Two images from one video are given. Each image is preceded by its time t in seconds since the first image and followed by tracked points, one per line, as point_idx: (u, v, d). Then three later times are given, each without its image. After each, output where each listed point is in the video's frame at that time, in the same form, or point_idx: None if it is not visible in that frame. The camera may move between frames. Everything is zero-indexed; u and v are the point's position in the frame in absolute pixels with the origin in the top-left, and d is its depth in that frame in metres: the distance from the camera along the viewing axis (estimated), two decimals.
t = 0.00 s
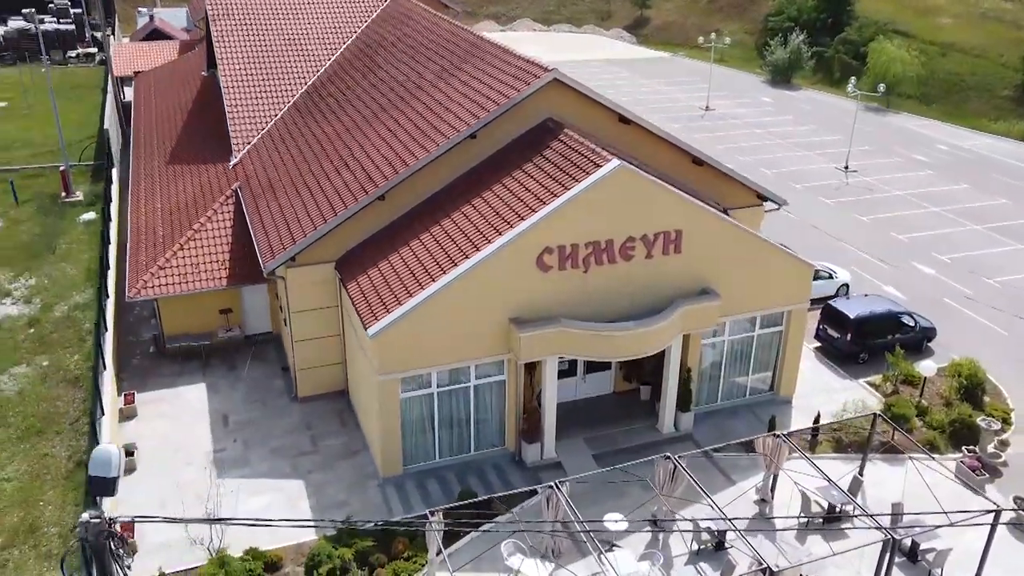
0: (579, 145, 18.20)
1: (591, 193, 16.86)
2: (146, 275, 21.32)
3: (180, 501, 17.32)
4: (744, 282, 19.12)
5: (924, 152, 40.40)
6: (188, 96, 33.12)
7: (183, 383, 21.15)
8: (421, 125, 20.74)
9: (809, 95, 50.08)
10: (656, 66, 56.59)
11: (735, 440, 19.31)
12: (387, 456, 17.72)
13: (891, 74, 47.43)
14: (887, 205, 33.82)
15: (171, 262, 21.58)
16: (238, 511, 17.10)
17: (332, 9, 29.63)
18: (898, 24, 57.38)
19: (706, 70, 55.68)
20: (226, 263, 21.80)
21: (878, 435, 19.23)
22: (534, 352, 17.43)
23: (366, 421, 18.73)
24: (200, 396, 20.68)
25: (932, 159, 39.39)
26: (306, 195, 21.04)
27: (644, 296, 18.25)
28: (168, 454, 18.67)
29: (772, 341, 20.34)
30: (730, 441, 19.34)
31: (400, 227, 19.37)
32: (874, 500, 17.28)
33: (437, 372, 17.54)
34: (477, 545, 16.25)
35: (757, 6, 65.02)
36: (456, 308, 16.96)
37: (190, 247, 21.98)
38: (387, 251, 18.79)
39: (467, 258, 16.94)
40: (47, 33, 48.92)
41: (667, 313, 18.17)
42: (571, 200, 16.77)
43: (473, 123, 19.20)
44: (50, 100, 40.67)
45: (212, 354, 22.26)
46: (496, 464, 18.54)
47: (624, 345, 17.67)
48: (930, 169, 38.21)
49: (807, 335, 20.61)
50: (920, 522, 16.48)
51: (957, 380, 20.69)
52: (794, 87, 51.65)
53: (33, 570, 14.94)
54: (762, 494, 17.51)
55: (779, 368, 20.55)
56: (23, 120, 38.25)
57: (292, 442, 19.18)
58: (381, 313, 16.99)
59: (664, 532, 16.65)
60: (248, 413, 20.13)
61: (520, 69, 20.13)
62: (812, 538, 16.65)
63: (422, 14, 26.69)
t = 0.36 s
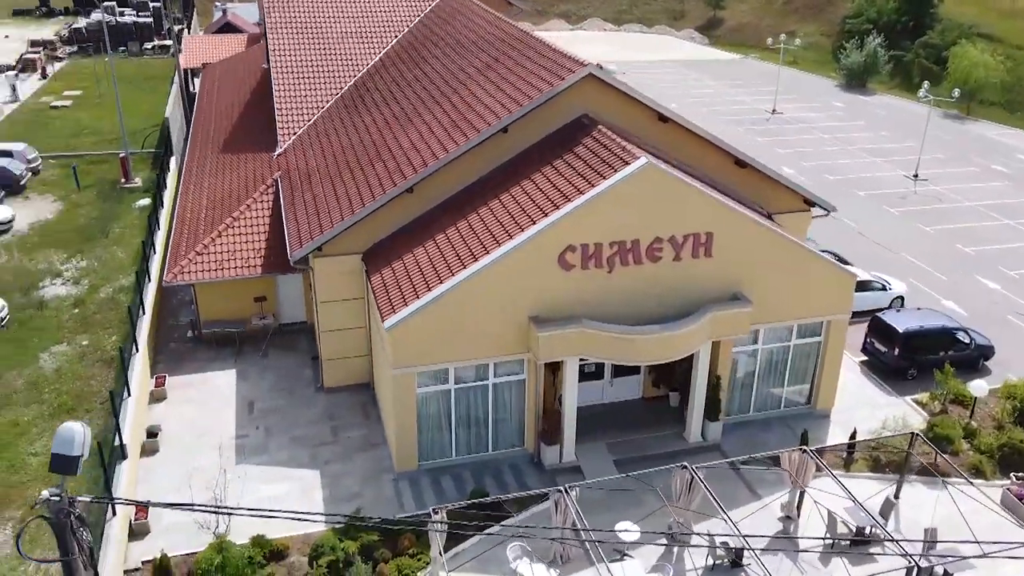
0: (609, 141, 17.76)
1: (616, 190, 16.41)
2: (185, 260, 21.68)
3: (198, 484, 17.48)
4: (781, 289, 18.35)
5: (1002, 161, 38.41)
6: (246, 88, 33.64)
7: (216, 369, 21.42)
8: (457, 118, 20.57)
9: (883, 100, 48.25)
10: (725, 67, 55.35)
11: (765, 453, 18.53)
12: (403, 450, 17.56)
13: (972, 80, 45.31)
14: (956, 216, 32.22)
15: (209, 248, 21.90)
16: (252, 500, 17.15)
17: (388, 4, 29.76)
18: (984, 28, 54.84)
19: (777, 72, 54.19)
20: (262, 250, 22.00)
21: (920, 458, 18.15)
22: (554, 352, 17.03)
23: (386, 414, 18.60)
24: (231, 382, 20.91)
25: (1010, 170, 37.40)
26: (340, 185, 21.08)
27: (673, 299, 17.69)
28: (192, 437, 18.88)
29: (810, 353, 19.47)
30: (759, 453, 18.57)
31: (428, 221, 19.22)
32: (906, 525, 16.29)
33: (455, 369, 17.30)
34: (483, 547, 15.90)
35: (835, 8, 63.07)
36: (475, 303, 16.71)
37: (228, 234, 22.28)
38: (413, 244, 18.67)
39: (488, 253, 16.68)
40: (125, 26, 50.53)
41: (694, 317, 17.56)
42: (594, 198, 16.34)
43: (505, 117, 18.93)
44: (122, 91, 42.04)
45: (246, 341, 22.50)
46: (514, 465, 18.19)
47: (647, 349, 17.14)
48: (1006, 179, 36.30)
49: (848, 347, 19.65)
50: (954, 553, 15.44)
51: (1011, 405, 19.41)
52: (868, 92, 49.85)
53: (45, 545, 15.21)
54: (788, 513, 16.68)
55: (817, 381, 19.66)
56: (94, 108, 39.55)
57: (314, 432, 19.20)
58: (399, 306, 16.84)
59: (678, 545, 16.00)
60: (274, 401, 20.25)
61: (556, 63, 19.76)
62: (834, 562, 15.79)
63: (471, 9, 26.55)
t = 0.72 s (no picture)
0: (629, 137, 17.28)
1: (630, 186, 15.95)
2: (210, 247, 21.90)
3: (204, 468, 17.57)
4: (805, 294, 17.59)
5: None
6: (290, 80, 33.94)
7: (235, 356, 21.56)
8: (481, 111, 20.31)
9: (948, 104, 46.42)
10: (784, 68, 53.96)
11: (781, 463, 17.83)
12: (408, 444, 17.37)
13: None
14: (1015, 225, 30.69)
15: (235, 236, 22.09)
16: (255, 487, 17.11)
17: None
18: None
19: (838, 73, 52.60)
20: (287, 239, 22.08)
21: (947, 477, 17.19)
22: (563, 351, 16.63)
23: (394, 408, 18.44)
24: (249, 369, 21.02)
25: None
26: (363, 176, 21.01)
27: (689, 301, 17.11)
28: (204, 422, 19.01)
29: (837, 362, 18.65)
30: (775, 463, 17.87)
31: (445, 213, 18.99)
32: (926, 547, 15.40)
33: (462, 364, 17.02)
34: (478, 547, 15.55)
35: (905, 9, 60.99)
36: (483, 297, 16.40)
37: (255, 222, 22.43)
38: (428, 236, 18.46)
39: (497, 247, 16.36)
40: (187, 19, 51.68)
41: (710, 320, 16.95)
42: (607, 194, 15.91)
43: (526, 110, 18.59)
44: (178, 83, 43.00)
45: (269, 329, 22.61)
46: (521, 464, 17.82)
47: (658, 350, 16.60)
48: None
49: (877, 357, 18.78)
50: None
51: None
52: (933, 96, 48.01)
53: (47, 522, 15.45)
54: (800, 526, 15.96)
55: (843, 392, 18.83)
56: (149, 98, 40.49)
57: (324, 422, 19.14)
58: (406, 298, 16.63)
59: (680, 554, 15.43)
60: (289, 389, 20.27)
61: (582, 57, 19.34)
62: None
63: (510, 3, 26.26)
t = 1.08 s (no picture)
0: (637, 130, 16.81)
1: (633, 179, 15.49)
2: (225, 235, 21.99)
3: (202, 454, 17.56)
4: (817, 297, 16.90)
5: None
6: (322, 74, 34.09)
7: (245, 344, 21.59)
8: (494, 102, 19.99)
9: (1003, 108, 44.72)
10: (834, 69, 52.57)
11: (788, 471, 17.20)
12: (403, 437, 17.15)
13: None
14: None
15: (249, 224, 22.15)
16: (250, 476, 17.05)
17: None
18: None
19: (889, 75, 51.07)
20: (300, 229, 22.05)
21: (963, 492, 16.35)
22: (561, 347, 16.23)
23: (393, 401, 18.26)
24: (257, 358, 21.02)
25: None
26: (375, 166, 20.85)
27: (694, 300, 16.56)
28: (207, 409, 19.03)
29: (852, 368, 17.90)
30: (781, 470, 17.23)
31: (452, 205, 18.73)
32: (935, 565, 14.63)
33: (458, 357, 16.72)
34: (465, 544, 15.22)
35: (964, 10, 59.03)
36: (480, 290, 16.08)
37: (270, 211, 22.45)
38: (432, 227, 18.21)
39: (496, 239, 16.03)
40: (232, 13, 52.38)
41: (715, 320, 16.38)
42: (608, 187, 15.47)
43: (535, 101, 18.22)
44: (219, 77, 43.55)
45: (281, 319, 22.60)
46: (519, 463, 17.46)
47: (658, 351, 16.10)
48: None
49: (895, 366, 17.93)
50: None
51: None
52: (988, 100, 46.32)
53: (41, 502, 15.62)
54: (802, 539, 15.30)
55: (859, 401, 18.06)
56: (189, 90, 41.07)
57: (326, 413, 19.02)
58: (403, 288, 16.40)
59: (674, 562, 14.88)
60: (294, 379, 20.22)
61: (596, 48, 18.91)
62: None
63: None
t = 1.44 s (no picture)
0: (642, 122, 16.32)
1: (633, 172, 15.01)
2: (238, 223, 22.02)
3: (198, 441, 17.56)
4: (827, 299, 16.22)
5: None
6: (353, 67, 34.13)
7: (254, 333, 21.60)
8: (505, 94, 19.65)
9: None
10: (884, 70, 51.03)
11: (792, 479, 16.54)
12: (397, 430, 16.92)
13: None
14: None
15: (262, 213, 22.15)
16: (243, 464, 16.98)
17: None
18: None
19: (942, 77, 49.41)
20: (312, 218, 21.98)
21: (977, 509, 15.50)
22: (556, 343, 15.83)
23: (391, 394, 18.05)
24: (264, 347, 21.01)
25: None
26: (386, 156, 20.67)
27: (697, 299, 16.01)
28: (209, 395, 19.06)
29: (865, 375, 17.14)
30: (785, 479, 16.58)
31: (457, 197, 18.44)
32: None
33: (453, 351, 16.42)
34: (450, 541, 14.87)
35: None
36: (475, 283, 15.74)
37: (283, 200, 22.43)
38: (435, 219, 17.94)
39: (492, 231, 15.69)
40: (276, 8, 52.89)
41: (717, 320, 15.80)
42: (606, 179, 15.01)
43: (542, 92, 17.83)
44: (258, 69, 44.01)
45: (292, 309, 22.58)
46: (514, 460, 17.10)
47: (657, 350, 15.58)
48: None
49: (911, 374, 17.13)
50: None
51: None
52: None
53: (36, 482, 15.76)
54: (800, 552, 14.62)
55: (872, 410, 17.31)
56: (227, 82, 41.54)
57: (326, 404, 18.89)
58: (398, 279, 16.15)
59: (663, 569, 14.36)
60: (299, 369, 20.15)
61: (608, 39, 18.44)
62: None
63: None
